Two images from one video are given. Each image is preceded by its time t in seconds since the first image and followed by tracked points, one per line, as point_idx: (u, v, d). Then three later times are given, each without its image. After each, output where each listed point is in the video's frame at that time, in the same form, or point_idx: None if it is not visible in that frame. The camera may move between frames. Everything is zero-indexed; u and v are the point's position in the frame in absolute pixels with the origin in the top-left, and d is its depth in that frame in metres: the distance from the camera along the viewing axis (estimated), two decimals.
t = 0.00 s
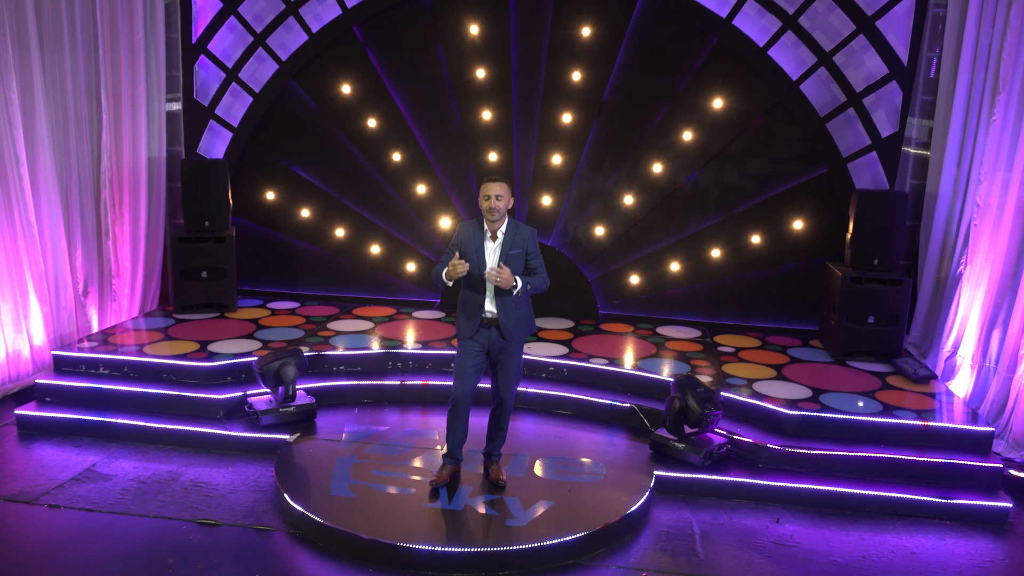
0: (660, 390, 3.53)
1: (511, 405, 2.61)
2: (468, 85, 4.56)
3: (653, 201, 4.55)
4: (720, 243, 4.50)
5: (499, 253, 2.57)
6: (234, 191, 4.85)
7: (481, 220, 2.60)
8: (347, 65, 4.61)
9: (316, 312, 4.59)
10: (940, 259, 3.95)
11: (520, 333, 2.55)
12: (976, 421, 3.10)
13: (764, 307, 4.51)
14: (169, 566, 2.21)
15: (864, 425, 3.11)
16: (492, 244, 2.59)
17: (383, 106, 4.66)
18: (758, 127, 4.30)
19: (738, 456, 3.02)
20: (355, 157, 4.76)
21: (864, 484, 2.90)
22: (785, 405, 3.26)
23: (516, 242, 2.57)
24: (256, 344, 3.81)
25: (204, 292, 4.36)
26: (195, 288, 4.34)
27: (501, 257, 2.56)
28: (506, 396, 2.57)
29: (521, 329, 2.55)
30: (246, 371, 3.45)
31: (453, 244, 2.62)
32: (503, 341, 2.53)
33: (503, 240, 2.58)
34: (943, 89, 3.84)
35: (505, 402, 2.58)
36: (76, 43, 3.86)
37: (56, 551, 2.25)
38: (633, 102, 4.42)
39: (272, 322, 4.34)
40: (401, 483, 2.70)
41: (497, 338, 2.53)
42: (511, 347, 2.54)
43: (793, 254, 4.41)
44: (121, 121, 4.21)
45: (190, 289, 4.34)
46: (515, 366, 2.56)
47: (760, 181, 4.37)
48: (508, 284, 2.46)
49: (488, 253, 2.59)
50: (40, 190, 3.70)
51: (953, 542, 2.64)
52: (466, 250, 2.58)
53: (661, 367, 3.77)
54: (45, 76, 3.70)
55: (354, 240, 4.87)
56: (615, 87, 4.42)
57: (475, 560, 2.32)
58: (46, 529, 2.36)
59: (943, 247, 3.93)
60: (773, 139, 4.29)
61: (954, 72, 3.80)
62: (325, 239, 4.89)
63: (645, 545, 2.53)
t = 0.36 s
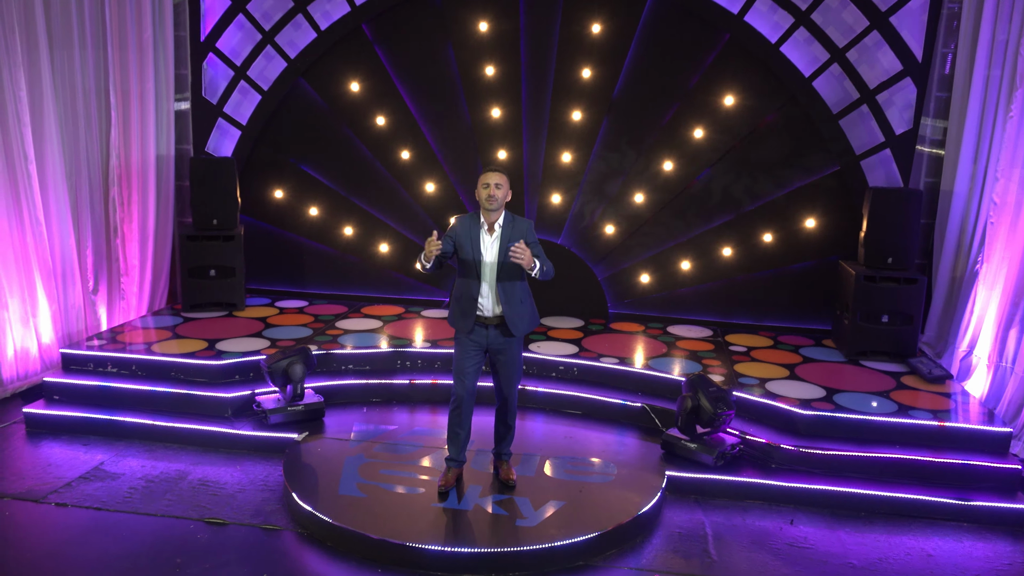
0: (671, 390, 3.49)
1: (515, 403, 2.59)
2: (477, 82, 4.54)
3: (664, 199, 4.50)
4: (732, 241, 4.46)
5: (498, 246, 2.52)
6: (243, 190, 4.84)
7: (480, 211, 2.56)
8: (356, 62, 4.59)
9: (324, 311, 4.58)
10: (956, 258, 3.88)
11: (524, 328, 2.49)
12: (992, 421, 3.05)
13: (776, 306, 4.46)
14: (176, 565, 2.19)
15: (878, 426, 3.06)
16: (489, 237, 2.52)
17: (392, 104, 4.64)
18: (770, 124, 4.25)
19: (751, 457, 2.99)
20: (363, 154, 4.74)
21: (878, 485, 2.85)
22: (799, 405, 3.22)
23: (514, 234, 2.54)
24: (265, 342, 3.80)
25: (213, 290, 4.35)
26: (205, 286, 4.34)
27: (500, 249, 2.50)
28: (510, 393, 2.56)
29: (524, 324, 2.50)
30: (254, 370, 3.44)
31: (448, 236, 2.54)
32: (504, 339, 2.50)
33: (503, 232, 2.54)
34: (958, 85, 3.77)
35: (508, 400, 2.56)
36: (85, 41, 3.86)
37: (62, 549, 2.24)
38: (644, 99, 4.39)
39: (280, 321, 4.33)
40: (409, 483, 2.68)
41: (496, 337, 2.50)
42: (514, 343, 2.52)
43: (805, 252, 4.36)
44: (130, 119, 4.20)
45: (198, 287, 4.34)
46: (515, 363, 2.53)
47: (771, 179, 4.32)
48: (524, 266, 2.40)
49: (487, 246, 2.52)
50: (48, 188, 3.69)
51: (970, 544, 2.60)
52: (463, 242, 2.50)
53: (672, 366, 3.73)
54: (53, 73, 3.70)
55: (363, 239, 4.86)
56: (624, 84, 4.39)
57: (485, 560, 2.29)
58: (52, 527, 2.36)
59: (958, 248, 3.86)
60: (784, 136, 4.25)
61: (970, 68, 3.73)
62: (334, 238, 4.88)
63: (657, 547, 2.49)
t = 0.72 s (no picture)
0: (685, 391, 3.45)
1: (516, 403, 2.54)
2: (489, 79, 4.55)
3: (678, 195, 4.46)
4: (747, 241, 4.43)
5: (494, 244, 2.46)
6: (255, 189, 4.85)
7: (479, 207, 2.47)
8: (367, 59, 4.59)
9: (335, 309, 4.57)
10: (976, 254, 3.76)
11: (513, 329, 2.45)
12: (1012, 421, 2.99)
13: (791, 305, 4.39)
14: (185, 565, 2.17)
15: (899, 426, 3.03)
16: (483, 233, 2.46)
17: (402, 101, 4.63)
18: (784, 121, 4.21)
19: (767, 456, 2.91)
20: (374, 151, 4.72)
21: (897, 488, 2.80)
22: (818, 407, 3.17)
23: (511, 231, 2.47)
24: (275, 340, 3.78)
25: (226, 288, 4.35)
26: (217, 285, 4.34)
27: (497, 246, 2.44)
28: (512, 394, 2.50)
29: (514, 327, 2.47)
30: (265, 368, 3.48)
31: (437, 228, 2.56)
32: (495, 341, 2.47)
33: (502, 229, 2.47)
34: (978, 80, 3.65)
35: (509, 400, 2.51)
36: (95, 38, 3.84)
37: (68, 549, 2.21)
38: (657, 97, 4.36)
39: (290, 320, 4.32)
40: (420, 482, 2.65)
41: (487, 339, 2.47)
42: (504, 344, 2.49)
43: (822, 251, 4.26)
44: (140, 117, 4.20)
45: (209, 285, 4.34)
46: (510, 363, 2.49)
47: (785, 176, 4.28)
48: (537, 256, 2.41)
49: (484, 243, 2.46)
50: (58, 184, 3.65)
51: (993, 547, 2.53)
52: (455, 239, 2.48)
53: (686, 366, 3.67)
54: (65, 70, 3.66)
55: (374, 238, 4.85)
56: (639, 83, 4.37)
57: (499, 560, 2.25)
58: (58, 527, 2.33)
59: (977, 247, 3.75)
60: (799, 133, 4.20)
61: (990, 61, 3.61)
62: (346, 235, 4.86)
63: (675, 547, 2.44)
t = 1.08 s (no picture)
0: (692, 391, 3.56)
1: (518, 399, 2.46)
2: (503, 74, 4.66)
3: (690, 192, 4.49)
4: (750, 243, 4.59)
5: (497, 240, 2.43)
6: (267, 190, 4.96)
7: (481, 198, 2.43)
8: (381, 55, 4.71)
9: (346, 307, 4.61)
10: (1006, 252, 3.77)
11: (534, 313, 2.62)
12: None
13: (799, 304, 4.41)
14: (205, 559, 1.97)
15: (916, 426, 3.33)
16: (487, 228, 2.43)
17: (415, 99, 4.75)
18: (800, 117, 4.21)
19: (780, 455, 2.95)
20: (385, 146, 4.81)
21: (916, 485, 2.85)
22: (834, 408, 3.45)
23: (514, 227, 2.43)
24: (286, 337, 3.90)
25: (234, 285, 4.42)
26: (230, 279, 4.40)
27: (499, 243, 2.41)
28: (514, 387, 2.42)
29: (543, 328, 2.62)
30: (274, 365, 3.63)
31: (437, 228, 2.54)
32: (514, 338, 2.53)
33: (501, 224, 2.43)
34: (998, 76, 3.70)
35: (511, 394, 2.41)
36: (110, 34, 3.82)
37: (86, 536, 2.09)
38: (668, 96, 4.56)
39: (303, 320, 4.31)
40: (431, 481, 2.63)
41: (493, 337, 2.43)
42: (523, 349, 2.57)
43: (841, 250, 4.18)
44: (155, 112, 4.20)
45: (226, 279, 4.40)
46: (516, 361, 2.41)
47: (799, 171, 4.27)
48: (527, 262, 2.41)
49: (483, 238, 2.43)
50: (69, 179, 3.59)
51: (1017, 550, 2.43)
52: (459, 236, 2.43)
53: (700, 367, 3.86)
54: (77, 64, 3.62)
55: (390, 234, 4.90)
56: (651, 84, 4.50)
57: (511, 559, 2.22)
58: (74, 516, 2.22)
59: (999, 241, 3.78)
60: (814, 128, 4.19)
61: (1011, 56, 3.64)
62: (357, 233, 4.93)
63: (689, 544, 2.36)
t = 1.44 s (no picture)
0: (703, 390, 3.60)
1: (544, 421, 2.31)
2: (517, 70, 4.72)
3: (700, 191, 4.88)
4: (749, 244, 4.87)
5: (505, 238, 2.27)
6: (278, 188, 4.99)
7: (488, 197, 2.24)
8: (393, 54, 4.83)
9: (358, 305, 4.64)
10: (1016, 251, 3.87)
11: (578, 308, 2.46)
12: None
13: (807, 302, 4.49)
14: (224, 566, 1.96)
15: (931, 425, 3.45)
16: (495, 226, 2.26)
17: (428, 97, 4.87)
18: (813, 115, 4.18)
19: (784, 455, 3.02)
20: (399, 142, 4.94)
21: (926, 485, 2.94)
22: (846, 404, 3.54)
23: (523, 224, 2.26)
24: (298, 335, 3.93)
25: (247, 282, 4.48)
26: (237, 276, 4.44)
27: (508, 242, 2.26)
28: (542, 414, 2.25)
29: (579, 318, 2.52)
30: (285, 362, 3.66)
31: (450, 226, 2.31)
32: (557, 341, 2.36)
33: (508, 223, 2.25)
34: (1019, 69, 3.73)
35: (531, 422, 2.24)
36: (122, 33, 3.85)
37: (99, 532, 2.09)
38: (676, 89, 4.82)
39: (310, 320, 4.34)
40: (442, 479, 2.63)
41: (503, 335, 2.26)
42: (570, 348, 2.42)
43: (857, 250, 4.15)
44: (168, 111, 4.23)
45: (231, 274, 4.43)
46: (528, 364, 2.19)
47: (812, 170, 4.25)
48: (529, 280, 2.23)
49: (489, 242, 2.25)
50: (83, 179, 3.61)
51: None
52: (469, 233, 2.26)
53: (712, 365, 3.94)
54: (90, 64, 3.65)
55: (404, 231, 4.98)
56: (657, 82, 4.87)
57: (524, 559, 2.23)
58: (85, 512, 2.23)
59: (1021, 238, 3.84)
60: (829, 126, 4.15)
61: None
62: (371, 229, 5.01)
63: (694, 543, 2.37)
